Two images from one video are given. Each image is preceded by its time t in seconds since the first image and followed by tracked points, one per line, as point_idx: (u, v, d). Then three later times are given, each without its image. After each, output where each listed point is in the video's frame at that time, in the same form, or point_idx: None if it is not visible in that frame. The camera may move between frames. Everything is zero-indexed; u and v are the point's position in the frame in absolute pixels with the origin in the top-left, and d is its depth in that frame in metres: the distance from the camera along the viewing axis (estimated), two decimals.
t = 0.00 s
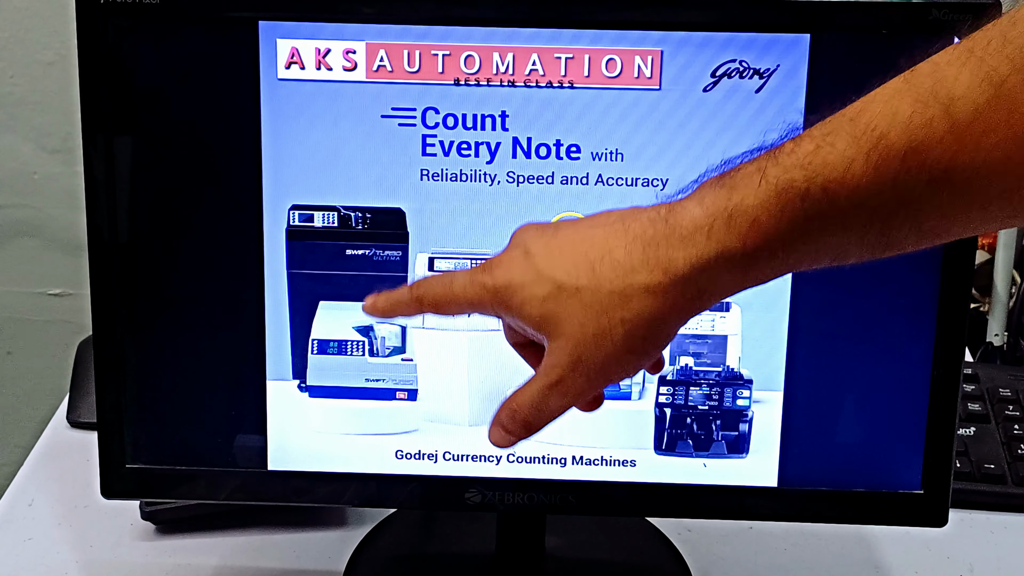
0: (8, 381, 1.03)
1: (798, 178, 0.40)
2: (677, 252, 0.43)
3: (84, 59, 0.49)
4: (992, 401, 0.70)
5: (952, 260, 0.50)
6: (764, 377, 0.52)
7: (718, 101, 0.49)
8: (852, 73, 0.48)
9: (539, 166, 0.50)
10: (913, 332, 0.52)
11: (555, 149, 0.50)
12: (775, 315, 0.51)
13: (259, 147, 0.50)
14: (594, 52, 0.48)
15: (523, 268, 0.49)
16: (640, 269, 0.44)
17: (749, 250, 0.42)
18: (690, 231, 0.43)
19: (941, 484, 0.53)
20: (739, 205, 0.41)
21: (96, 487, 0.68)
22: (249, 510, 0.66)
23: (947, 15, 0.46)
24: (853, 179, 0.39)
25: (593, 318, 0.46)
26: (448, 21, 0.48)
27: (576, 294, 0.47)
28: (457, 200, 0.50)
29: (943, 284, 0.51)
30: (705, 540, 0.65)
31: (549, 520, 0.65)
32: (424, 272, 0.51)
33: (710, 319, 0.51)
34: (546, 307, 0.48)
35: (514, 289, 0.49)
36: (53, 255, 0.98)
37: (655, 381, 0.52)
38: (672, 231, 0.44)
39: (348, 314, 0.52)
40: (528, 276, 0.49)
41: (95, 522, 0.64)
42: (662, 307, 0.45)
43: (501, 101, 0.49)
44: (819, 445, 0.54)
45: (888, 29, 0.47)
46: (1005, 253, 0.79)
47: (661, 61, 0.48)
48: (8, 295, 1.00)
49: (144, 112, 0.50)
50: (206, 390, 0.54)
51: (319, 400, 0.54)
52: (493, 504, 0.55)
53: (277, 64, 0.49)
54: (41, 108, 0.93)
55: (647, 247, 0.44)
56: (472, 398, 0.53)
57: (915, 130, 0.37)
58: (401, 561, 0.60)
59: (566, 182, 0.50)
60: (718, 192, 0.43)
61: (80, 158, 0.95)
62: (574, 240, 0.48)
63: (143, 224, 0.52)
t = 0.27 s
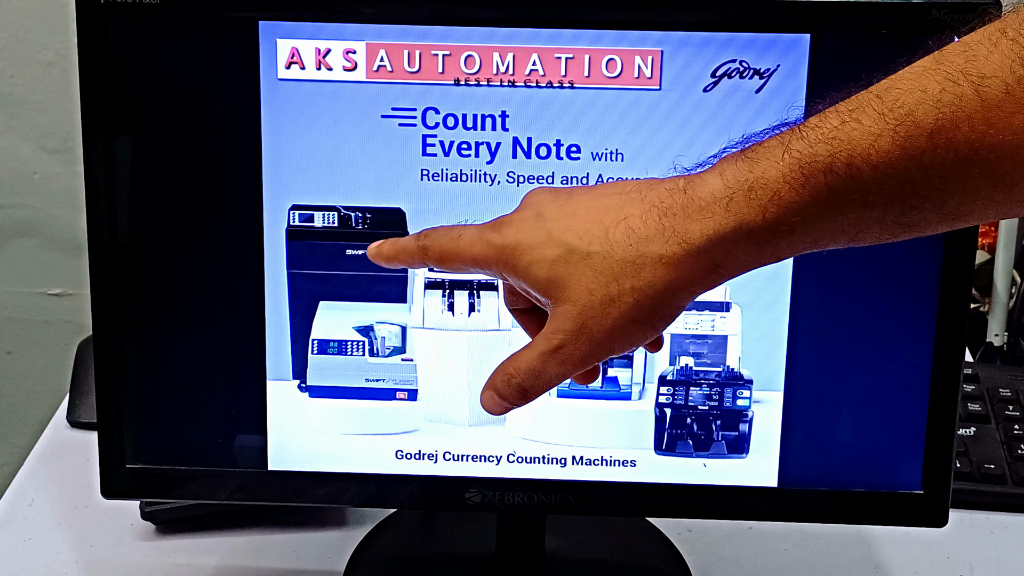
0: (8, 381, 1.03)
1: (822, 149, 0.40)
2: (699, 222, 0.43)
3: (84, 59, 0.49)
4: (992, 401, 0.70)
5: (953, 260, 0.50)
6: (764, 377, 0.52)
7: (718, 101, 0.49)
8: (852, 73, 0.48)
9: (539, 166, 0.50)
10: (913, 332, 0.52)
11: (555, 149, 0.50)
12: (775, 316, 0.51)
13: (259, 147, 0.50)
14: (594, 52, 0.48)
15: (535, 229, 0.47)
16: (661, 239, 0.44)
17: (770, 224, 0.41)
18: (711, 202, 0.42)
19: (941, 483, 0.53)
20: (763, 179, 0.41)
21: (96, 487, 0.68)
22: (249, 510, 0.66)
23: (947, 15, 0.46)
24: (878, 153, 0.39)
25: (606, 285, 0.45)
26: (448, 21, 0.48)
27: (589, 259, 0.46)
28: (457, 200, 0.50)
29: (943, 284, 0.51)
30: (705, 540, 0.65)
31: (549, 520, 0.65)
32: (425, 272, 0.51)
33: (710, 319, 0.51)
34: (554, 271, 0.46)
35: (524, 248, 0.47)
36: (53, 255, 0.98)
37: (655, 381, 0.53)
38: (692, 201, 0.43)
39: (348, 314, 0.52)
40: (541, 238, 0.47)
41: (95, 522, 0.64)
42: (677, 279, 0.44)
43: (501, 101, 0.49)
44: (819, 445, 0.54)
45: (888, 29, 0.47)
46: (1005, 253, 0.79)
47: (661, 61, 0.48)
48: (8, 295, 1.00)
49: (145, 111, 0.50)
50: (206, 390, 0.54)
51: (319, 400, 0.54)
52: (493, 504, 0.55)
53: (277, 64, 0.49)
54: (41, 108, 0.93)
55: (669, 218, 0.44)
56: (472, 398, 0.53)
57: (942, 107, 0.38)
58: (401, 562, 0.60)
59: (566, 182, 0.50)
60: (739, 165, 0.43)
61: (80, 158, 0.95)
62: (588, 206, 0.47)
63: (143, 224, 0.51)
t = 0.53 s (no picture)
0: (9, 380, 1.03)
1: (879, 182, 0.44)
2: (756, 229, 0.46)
3: (84, 59, 0.49)
4: (992, 401, 0.70)
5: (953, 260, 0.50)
6: (764, 377, 0.52)
7: (719, 101, 0.49)
8: (852, 74, 0.48)
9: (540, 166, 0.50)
10: (914, 332, 0.52)
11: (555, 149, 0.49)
12: (775, 316, 0.51)
13: (259, 146, 0.50)
14: (594, 52, 0.48)
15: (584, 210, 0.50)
16: (728, 249, 0.47)
17: (825, 242, 0.46)
18: (786, 223, 0.46)
19: (941, 483, 0.53)
20: (829, 199, 0.45)
21: (96, 487, 0.68)
22: (249, 510, 0.66)
23: (947, 15, 0.47)
24: (942, 203, 0.43)
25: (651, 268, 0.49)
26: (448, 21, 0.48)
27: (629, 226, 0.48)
28: (458, 200, 0.50)
29: (943, 284, 0.51)
30: (705, 540, 0.65)
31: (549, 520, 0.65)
32: (425, 272, 0.51)
33: (710, 319, 0.51)
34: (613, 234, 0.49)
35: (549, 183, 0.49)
36: (53, 254, 0.98)
37: (655, 381, 0.53)
38: (768, 220, 0.46)
39: (348, 314, 0.52)
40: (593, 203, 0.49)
41: (95, 522, 0.64)
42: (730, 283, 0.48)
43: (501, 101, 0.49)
44: (819, 445, 0.54)
45: (888, 29, 0.47)
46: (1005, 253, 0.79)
47: (661, 61, 0.48)
48: (7, 294, 1.00)
49: (145, 111, 0.50)
50: (207, 390, 0.54)
51: (319, 400, 0.54)
52: (493, 504, 0.55)
53: (277, 64, 0.49)
54: (41, 108, 0.93)
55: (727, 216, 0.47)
56: (473, 398, 0.53)
57: (1010, 157, 0.42)
58: (401, 561, 0.60)
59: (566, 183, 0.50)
60: (813, 190, 0.46)
61: (80, 158, 0.95)
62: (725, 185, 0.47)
63: (143, 223, 0.51)
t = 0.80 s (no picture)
0: (9, 380, 1.03)
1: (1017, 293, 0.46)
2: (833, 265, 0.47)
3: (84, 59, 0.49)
4: (992, 401, 0.70)
5: (953, 261, 0.50)
6: (764, 377, 0.53)
7: (718, 101, 0.49)
8: (852, 74, 0.48)
9: (539, 166, 0.50)
10: (914, 333, 0.52)
11: (555, 149, 0.50)
12: (775, 316, 0.52)
13: (259, 146, 0.50)
14: (594, 52, 0.48)
15: (612, 204, 0.50)
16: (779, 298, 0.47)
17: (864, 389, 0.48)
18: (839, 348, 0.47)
19: (941, 483, 0.53)
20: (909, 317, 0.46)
21: (96, 487, 0.68)
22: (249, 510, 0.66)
23: (947, 15, 0.47)
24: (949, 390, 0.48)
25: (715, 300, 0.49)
26: (448, 21, 0.48)
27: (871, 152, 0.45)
28: (457, 199, 0.50)
29: (943, 285, 0.51)
30: (705, 540, 0.65)
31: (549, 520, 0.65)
32: (425, 272, 0.52)
33: (710, 319, 0.52)
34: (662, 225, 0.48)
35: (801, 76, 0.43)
36: (53, 254, 0.98)
37: (655, 381, 0.53)
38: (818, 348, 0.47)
39: (349, 314, 0.53)
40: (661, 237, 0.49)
41: (95, 522, 0.64)
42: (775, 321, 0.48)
43: (501, 101, 0.49)
44: (819, 445, 0.54)
45: (888, 29, 0.47)
46: (1005, 253, 0.79)
47: (661, 61, 0.48)
48: (7, 294, 1.00)
49: (145, 111, 0.50)
50: (207, 390, 0.54)
51: (319, 400, 0.54)
52: (493, 504, 0.55)
53: (277, 64, 0.49)
54: (41, 109, 0.93)
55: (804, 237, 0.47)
56: (472, 398, 0.53)
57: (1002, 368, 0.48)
58: (401, 561, 0.60)
59: (566, 182, 0.50)
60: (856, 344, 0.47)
61: (80, 158, 0.95)
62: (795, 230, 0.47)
63: (143, 224, 0.51)
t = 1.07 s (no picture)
0: (9, 381, 1.03)
1: None
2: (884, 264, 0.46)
3: (84, 59, 0.49)
4: (992, 401, 0.70)
5: (953, 261, 0.50)
6: (764, 377, 0.53)
7: (718, 101, 0.49)
8: (852, 73, 0.48)
9: (539, 166, 0.50)
10: (914, 332, 0.52)
11: (555, 149, 0.50)
12: (775, 316, 0.52)
13: (259, 146, 0.50)
14: (594, 52, 0.48)
15: (613, 203, 0.50)
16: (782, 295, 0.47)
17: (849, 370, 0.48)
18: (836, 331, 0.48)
19: (941, 483, 0.53)
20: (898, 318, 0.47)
21: (96, 487, 0.68)
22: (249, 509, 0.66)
23: (947, 15, 0.47)
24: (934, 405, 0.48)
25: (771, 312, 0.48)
26: (448, 21, 0.48)
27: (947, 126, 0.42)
28: (457, 200, 0.50)
29: (943, 285, 0.51)
30: (705, 540, 0.65)
31: (549, 520, 0.65)
32: (425, 272, 0.52)
33: (710, 319, 0.52)
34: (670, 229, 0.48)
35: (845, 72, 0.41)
36: (53, 255, 0.98)
37: (655, 381, 0.53)
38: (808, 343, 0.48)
39: (349, 314, 0.53)
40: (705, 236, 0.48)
41: (95, 522, 0.64)
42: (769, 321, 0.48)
43: (501, 101, 0.49)
44: (819, 445, 0.54)
45: (888, 29, 0.47)
46: (1004, 253, 0.79)
47: (661, 61, 0.48)
48: (7, 294, 1.00)
49: (145, 111, 0.50)
50: (207, 390, 0.54)
51: (319, 400, 0.54)
52: (493, 504, 0.55)
53: (277, 64, 0.49)
54: (41, 109, 0.93)
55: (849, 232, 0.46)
56: (472, 398, 0.53)
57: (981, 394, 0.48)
58: (401, 561, 0.60)
59: (565, 182, 0.50)
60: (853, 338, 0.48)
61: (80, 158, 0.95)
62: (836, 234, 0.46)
63: (143, 224, 0.51)
